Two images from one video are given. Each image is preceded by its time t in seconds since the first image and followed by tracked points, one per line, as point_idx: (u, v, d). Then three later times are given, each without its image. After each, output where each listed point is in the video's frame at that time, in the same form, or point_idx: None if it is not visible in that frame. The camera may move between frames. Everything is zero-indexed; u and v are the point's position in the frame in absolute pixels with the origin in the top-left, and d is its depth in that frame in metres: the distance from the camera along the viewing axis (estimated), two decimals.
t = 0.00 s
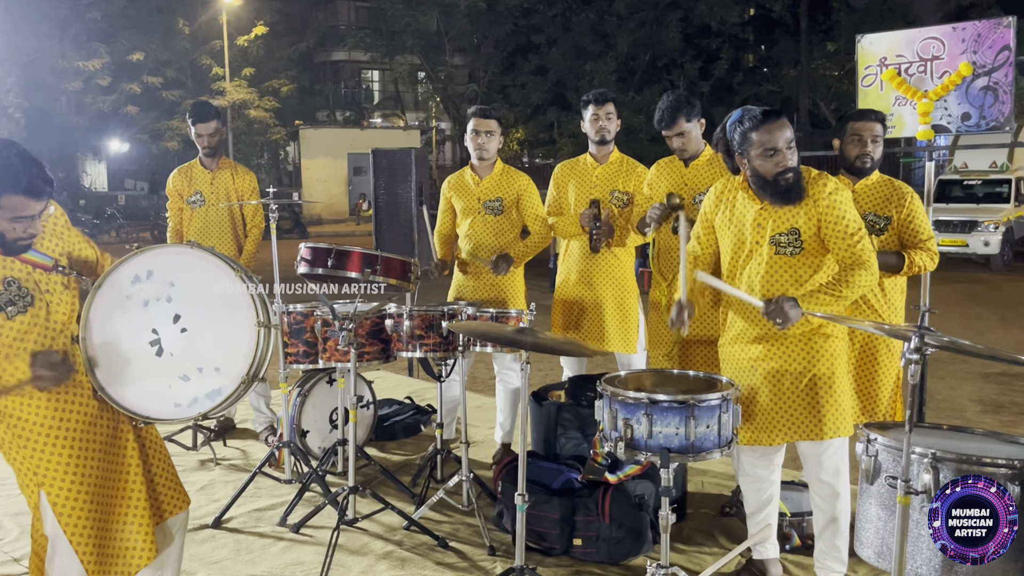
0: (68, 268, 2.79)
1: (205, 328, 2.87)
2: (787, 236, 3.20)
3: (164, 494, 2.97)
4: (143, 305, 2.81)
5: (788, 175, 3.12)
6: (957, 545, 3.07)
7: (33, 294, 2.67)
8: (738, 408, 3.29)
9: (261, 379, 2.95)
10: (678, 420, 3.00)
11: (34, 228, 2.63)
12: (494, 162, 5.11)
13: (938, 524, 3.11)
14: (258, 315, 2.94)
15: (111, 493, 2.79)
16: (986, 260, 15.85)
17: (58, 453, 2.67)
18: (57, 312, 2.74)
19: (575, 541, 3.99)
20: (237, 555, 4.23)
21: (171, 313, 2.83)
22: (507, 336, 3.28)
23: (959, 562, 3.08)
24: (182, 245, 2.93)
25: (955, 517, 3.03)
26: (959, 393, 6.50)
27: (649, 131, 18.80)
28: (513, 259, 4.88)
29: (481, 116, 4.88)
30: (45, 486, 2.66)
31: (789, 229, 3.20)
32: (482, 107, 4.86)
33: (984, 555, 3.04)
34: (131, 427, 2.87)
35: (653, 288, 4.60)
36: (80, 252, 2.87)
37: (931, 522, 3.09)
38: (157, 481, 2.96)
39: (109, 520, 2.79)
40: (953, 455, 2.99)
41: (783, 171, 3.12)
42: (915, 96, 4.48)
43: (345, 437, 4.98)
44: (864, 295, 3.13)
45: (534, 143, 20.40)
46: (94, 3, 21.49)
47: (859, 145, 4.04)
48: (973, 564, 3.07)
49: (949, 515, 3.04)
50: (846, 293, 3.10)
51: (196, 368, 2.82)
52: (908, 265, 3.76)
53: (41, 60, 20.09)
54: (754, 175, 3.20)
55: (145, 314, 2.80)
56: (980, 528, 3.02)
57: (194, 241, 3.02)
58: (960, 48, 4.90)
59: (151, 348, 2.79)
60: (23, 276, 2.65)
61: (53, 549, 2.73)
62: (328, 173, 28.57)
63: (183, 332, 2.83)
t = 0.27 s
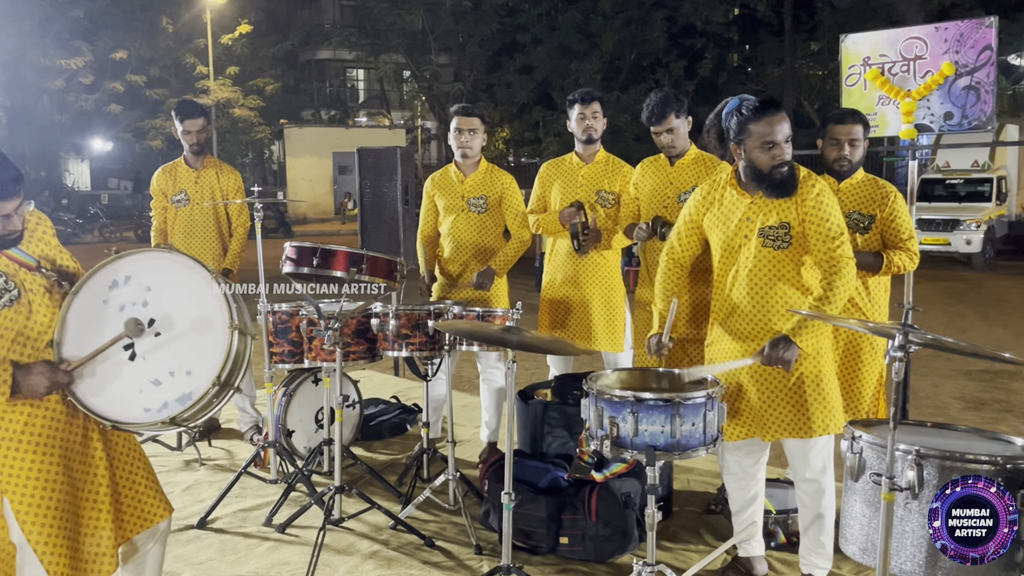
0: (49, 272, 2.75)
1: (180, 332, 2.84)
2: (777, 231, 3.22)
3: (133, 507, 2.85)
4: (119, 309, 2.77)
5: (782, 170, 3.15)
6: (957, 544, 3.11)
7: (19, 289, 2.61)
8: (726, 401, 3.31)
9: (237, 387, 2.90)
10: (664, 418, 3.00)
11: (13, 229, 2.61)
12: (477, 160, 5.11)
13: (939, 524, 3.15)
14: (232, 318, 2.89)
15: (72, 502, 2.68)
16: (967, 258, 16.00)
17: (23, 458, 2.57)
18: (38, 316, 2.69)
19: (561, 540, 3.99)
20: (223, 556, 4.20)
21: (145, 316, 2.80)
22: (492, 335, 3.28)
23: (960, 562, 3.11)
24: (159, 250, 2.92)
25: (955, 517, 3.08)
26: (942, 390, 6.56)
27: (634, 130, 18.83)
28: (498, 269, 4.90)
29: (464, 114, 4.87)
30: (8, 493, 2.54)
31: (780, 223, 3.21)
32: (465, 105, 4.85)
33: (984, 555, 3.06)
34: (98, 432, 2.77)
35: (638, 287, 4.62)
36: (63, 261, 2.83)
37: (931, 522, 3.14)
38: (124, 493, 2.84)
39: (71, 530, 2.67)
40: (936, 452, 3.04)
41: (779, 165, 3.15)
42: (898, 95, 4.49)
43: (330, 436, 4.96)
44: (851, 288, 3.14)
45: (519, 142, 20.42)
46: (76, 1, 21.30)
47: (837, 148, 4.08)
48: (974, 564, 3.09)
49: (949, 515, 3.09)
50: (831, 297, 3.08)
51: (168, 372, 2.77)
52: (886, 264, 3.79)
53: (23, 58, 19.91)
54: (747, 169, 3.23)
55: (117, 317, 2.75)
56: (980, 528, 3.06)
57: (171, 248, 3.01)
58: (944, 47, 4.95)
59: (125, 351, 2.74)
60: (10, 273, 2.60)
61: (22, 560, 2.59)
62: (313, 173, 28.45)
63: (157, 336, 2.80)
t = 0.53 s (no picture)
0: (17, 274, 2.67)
1: (153, 338, 2.76)
2: (750, 233, 3.24)
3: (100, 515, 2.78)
4: (91, 312, 2.71)
5: (756, 170, 3.17)
6: (957, 544, 3.09)
7: None
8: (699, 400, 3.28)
9: (211, 394, 2.80)
10: (639, 416, 3.01)
11: None
12: (450, 159, 5.09)
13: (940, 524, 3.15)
14: (207, 325, 2.79)
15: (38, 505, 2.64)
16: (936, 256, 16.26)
17: None
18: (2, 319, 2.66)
19: (537, 538, 3.99)
20: (195, 558, 4.15)
21: (119, 320, 2.73)
22: (467, 335, 3.25)
23: (960, 562, 3.09)
24: (135, 252, 2.83)
25: (955, 517, 3.06)
26: (912, 387, 6.65)
27: (609, 130, 18.90)
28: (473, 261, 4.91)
29: (437, 113, 4.85)
30: None
31: (753, 225, 3.23)
32: (438, 104, 4.82)
33: (984, 555, 3.00)
34: (68, 438, 2.72)
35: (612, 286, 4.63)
36: (34, 261, 2.75)
37: (931, 521, 3.14)
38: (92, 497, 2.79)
39: (37, 535, 2.62)
40: (907, 449, 3.12)
41: (753, 163, 3.17)
42: (869, 96, 4.50)
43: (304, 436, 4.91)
44: (821, 289, 3.18)
45: (494, 141, 20.44)
46: None
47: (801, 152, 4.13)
48: (974, 564, 3.07)
49: (948, 515, 3.08)
50: (804, 297, 3.14)
51: (140, 378, 2.70)
52: (865, 263, 3.81)
53: None
54: (720, 171, 3.24)
55: (92, 322, 2.70)
56: (980, 528, 3.01)
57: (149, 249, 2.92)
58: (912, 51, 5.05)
59: (97, 355, 2.69)
60: None
61: None
62: (287, 171, 28.22)
63: (130, 340, 2.73)
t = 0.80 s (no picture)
0: None
1: (111, 341, 2.68)
2: (712, 228, 3.24)
3: (51, 520, 2.70)
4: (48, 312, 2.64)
5: (717, 166, 3.19)
6: (957, 544, 2.80)
7: None
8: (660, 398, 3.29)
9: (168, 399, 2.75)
10: (602, 414, 3.00)
11: None
12: (412, 158, 5.05)
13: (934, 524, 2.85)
14: (165, 329, 2.70)
15: None
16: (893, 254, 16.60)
17: None
18: None
19: (501, 537, 3.96)
20: (154, 562, 4.05)
21: (75, 322, 2.66)
22: (430, 334, 3.22)
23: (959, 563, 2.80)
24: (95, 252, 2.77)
25: (956, 518, 2.77)
26: (871, 383, 6.76)
27: (573, 129, 18.95)
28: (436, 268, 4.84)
29: (399, 111, 4.80)
30: None
31: (714, 221, 3.24)
32: (401, 102, 4.78)
33: (983, 555, 2.78)
34: (22, 440, 2.60)
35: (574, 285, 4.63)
36: None
37: (931, 521, 2.82)
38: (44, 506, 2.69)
39: None
40: (865, 445, 3.16)
41: (715, 160, 3.18)
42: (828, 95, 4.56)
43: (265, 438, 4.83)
44: (779, 281, 3.19)
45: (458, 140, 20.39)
46: None
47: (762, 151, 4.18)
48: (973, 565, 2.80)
49: (949, 516, 2.78)
50: (761, 295, 3.13)
51: (94, 382, 2.63)
52: (817, 260, 3.86)
53: None
54: (683, 167, 3.25)
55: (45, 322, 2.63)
56: (979, 528, 2.77)
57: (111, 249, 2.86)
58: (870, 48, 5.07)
59: (51, 357, 2.62)
60: None
61: None
62: (248, 169, 27.82)
63: (86, 342, 2.66)
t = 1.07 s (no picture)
0: None
1: (87, 334, 2.62)
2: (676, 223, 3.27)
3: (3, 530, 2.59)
4: (17, 306, 2.55)
5: (679, 165, 3.20)
6: (957, 544, 2.91)
7: None
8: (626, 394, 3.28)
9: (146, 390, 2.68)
10: (569, 412, 2.99)
11: None
12: (377, 157, 5.01)
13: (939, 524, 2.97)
14: (144, 321, 2.69)
15: None
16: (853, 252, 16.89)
17: None
18: None
19: (468, 536, 3.95)
20: (115, 567, 3.97)
21: (47, 316, 2.58)
22: (395, 332, 3.19)
23: (960, 563, 2.90)
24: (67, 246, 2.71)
25: (955, 517, 2.86)
26: (832, 379, 6.87)
27: (538, 127, 18.96)
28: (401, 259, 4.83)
29: (364, 110, 4.75)
30: None
31: (679, 216, 3.27)
32: (364, 101, 4.73)
33: (985, 555, 2.82)
34: None
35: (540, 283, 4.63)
36: None
37: (930, 521, 2.95)
38: None
39: None
40: (828, 440, 3.20)
41: (674, 162, 3.20)
42: (788, 94, 4.62)
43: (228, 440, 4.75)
44: (737, 273, 3.22)
45: (423, 138, 20.29)
46: None
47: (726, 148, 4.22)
48: (977, 565, 2.85)
49: (948, 515, 2.88)
50: (716, 273, 3.15)
51: (72, 377, 2.55)
52: (785, 258, 3.90)
53: None
54: (647, 163, 3.26)
55: (17, 316, 2.55)
56: (980, 528, 2.80)
57: (77, 244, 2.80)
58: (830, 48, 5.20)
59: (23, 353, 2.53)
60: None
61: None
62: (210, 168, 27.39)
63: (60, 337, 2.58)
